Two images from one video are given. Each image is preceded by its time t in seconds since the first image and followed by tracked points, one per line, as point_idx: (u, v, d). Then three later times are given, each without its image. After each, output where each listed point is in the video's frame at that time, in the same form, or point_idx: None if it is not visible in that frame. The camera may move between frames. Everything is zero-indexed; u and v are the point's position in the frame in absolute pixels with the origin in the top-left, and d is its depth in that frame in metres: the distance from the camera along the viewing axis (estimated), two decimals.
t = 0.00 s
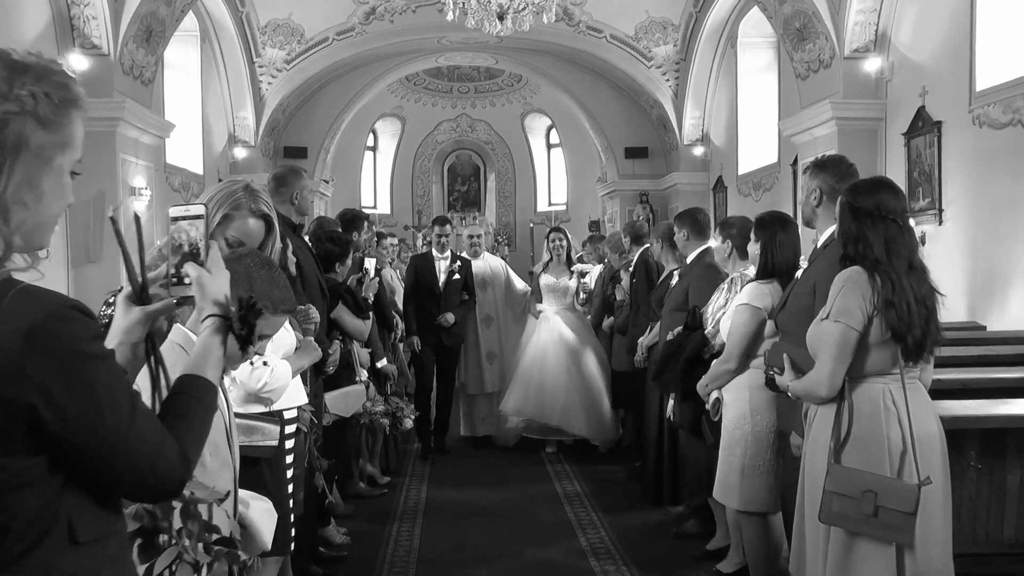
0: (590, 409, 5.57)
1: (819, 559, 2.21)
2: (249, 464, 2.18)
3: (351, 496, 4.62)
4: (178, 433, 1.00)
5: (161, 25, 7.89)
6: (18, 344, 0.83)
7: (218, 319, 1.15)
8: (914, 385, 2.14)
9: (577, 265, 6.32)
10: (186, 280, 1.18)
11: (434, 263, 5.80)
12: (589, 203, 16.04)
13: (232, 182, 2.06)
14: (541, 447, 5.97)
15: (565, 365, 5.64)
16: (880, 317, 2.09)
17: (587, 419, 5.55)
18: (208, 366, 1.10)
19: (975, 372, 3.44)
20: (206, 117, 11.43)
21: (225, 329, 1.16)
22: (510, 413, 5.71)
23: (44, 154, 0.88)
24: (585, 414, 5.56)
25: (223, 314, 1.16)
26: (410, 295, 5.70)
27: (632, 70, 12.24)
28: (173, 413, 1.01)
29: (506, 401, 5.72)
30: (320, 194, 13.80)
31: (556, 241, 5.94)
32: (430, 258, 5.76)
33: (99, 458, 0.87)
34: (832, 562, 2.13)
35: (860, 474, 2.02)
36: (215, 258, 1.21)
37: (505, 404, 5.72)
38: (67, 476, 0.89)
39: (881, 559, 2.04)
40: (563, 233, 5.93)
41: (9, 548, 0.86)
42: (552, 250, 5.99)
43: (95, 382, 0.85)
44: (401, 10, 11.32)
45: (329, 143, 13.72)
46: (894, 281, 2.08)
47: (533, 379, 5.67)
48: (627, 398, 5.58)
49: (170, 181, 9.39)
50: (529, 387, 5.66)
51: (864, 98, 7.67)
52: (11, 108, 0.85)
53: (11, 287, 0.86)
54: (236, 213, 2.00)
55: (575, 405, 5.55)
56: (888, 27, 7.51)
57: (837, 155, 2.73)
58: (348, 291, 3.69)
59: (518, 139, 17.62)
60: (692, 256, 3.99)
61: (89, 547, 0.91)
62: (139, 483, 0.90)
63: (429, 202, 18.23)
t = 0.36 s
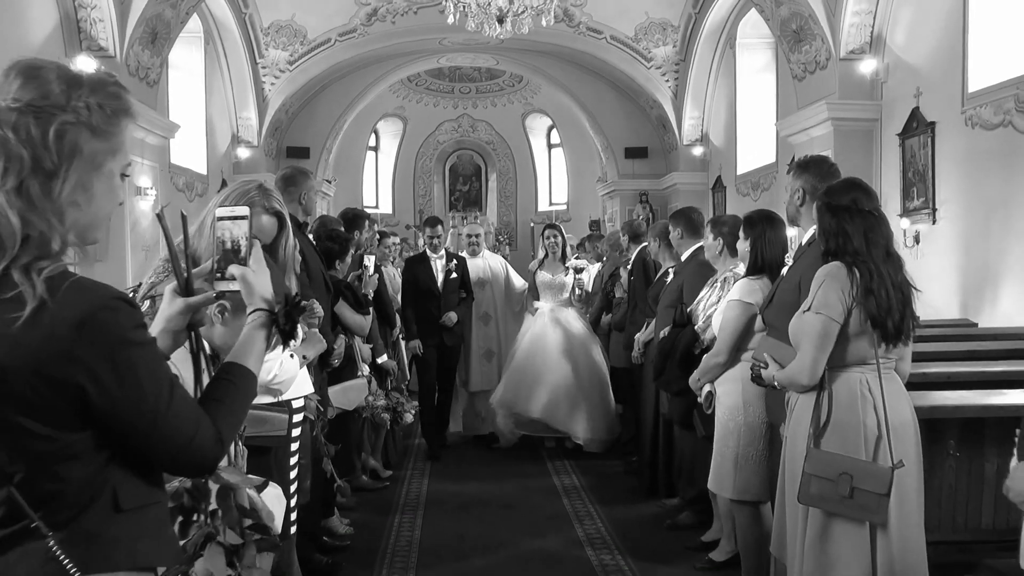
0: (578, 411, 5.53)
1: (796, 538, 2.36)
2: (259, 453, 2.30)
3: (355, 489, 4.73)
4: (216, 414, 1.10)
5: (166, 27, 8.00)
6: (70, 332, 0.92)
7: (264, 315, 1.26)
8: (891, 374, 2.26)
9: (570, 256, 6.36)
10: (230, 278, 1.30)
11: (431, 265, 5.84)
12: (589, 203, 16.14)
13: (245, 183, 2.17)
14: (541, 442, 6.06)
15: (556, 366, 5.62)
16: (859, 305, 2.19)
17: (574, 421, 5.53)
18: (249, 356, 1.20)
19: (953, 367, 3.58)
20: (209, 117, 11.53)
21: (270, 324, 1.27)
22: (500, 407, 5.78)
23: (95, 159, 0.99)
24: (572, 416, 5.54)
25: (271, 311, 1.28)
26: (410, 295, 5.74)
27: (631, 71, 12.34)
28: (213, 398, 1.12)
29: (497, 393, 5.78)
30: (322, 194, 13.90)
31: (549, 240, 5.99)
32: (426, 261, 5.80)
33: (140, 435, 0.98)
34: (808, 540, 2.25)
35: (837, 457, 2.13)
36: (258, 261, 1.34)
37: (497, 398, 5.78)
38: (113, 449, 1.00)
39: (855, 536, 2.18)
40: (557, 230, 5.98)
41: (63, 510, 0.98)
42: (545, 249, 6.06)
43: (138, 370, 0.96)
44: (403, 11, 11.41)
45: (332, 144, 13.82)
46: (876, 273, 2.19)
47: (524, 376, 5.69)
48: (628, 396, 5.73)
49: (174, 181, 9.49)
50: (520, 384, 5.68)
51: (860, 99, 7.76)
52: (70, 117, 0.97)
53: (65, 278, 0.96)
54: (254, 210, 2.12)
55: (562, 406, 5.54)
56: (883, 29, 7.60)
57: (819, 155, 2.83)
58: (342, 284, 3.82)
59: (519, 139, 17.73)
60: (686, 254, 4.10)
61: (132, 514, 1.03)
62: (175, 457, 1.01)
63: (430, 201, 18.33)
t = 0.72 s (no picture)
0: (581, 413, 5.57)
1: (785, 524, 2.47)
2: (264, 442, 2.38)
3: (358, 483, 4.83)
4: (239, 400, 1.20)
5: (171, 28, 8.09)
6: (105, 322, 1.01)
7: (284, 304, 1.37)
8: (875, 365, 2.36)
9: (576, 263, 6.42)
10: (257, 273, 1.39)
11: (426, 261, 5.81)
12: (591, 203, 16.24)
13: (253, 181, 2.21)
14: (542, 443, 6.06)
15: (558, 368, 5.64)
16: (845, 296, 2.29)
17: (577, 423, 5.55)
18: (270, 345, 1.30)
19: (938, 364, 3.69)
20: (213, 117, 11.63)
21: (288, 314, 1.37)
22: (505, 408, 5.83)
23: (130, 162, 1.08)
24: (574, 418, 5.56)
25: (288, 301, 1.38)
26: (406, 290, 5.71)
27: (632, 72, 12.43)
28: (237, 385, 1.21)
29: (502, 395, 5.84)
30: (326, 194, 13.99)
31: (559, 238, 5.97)
32: (420, 257, 5.76)
33: (170, 417, 1.07)
34: (799, 525, 2.36)
35: (828, 444, 2.23)
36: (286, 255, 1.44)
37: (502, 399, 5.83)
38: (144, 430, 1.09)
39: (844, 516, 2.30)
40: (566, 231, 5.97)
41: (99, 485, 1.07)
42: (553, 247, 6.04)
43: (167, 356, 1.04)
44: (405, 12, 11.51)
45: (335, 144, 13.92)
46: (862, 268, 2.30)
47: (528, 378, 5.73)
48: (627, 393, 5.82)
49: (179, 181, 9.58)
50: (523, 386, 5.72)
51: (857, 100, 7.85)
52: (107, 124, 1.05)
53: (102, 272, 1.04)
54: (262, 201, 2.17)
55: (565, 408, 5.57)
56: (881, 31, 7.69)
57: (810, 157, 2.92)
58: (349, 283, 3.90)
59: (521, 139, 17.82)
60: (683, 253, 4.20)
61: (161, 491, 1.12)
62: (203, 439, 1.10)
63: (432, 201, 18.40)
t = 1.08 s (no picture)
0: (593, 410, 5.46)
1: (789, 510, 2.57)
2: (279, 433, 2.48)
3: (364, 477, 4.93)
4: (266, 384, 1.28)
5: (179, 30, 8.19)
6: (146, 311, 1.09)
7: (301, 295, 1.46)
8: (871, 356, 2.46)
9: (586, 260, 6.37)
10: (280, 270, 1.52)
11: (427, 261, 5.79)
12: (593, 203, 16.33)
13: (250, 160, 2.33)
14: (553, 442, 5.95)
15: (567, 367, 5.54)
16: (843, 289, 2.39)
17: (591, 420, 5.45)
18: (291, 333, 1.39)
19: (929, 360, 3.79)
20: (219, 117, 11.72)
21: (306, 303, 1.45)
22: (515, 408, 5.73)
23: (170, 165, 1.18)
24: (587, 415, 5.45)
25: (306, 291, 1.47)
26: (408, 286, 5.73)
27: (634, 73, 12.53)
28: (263, 369, 1.30)
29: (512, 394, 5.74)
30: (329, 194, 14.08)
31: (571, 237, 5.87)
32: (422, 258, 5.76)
33: (204, 398, 1.15)
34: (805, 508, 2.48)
35: (833, 430, 2.33)
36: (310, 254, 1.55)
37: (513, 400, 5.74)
38: (179, 411, 1.18)
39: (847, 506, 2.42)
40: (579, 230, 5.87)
41: (141, 461, 1.15)
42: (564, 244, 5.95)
43: (202, 342, 1.13)
44: (409, 13, 11.60)
45: (339, 144, 14.01)
46: (853, 263, 2.40)
47: (538, 377, 5.62)
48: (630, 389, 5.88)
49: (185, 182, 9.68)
50: (533, 385, 5.61)
51: (857, 101, 7.94)
52: (150, 130, 1.15)
53: (144, 266, 1.12)
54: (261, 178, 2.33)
55: (577, 406, 5.46)
56: (880, 34, 7.78)
57: (811, 157, 2.92)
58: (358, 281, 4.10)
59: (523, 139, 17.91)
60: (684, 252, 4.29)
61: (196, 468, 1.21)
62: (233, 420, 1.18)
63: (435, 200, 18.49)
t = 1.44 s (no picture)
0: (592, 407, 5.38)
1: (795, 502, 2.68)
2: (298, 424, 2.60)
3: (373, 473, 5.04)
4: (300, 375, 1.40)
5: (188, 34, 8.30)
6: (197, 307, 1.20)
7: (330, 294, 1.57)
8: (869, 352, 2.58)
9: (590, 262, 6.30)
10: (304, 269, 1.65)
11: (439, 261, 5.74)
12: (595, 203, 16.43)
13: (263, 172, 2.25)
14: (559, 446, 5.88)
15: (567, 364, 5.50)
16: (845, 288, 2.50)
17: (590, 418, 5.36)
18: (320, 329, 1.50)
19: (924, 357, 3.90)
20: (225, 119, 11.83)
21: (334, 302, 1.57)
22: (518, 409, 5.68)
23: (216, 175, 1.29)
24: (585, 412, 5.37)
25: (334, 290, 1.58)
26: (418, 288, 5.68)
27: (635, 74, 12.64)
28: (296, 362, 1.42)
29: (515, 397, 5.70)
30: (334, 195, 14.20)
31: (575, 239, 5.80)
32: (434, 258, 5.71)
33: (248, 389, 1.26)
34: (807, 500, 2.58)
35: (840, 424, 2.44)
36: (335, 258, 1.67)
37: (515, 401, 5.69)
38: (223, 400, 1.29)
39: (853, 504, 2.53)
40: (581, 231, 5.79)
41: (190, 445, 1.26)
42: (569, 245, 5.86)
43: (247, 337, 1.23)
44: (413, 16, 11.71)
45: (343, 145, 14.12)
46: (853, 266, 2.52)
47: (539, 376, 5.58)
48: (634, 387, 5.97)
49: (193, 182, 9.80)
50: (533, 385, 5.57)
51: (856, 104, 8.05)
52: (198, 144, 1.26)
53: (194, 267, 1.23)
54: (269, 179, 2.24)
55: (575, 403, 5.38)
56: (879, 37, 7.88)
57: (809, 162, 3.00)
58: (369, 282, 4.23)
59: (526, 140, 18.02)
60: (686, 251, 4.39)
61: (237, 452, 1.33)
62: (273, 408, 1.29)
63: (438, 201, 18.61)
